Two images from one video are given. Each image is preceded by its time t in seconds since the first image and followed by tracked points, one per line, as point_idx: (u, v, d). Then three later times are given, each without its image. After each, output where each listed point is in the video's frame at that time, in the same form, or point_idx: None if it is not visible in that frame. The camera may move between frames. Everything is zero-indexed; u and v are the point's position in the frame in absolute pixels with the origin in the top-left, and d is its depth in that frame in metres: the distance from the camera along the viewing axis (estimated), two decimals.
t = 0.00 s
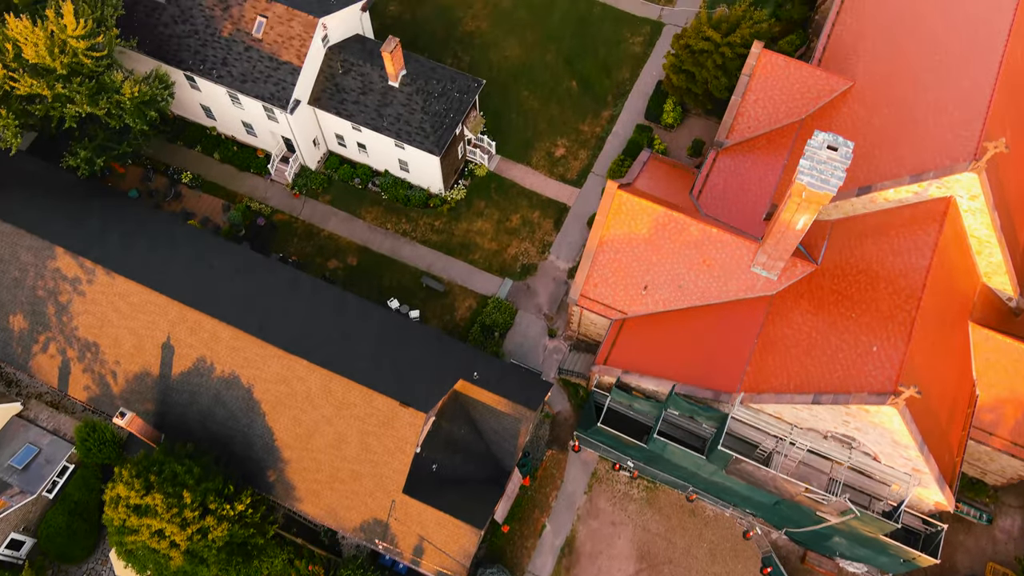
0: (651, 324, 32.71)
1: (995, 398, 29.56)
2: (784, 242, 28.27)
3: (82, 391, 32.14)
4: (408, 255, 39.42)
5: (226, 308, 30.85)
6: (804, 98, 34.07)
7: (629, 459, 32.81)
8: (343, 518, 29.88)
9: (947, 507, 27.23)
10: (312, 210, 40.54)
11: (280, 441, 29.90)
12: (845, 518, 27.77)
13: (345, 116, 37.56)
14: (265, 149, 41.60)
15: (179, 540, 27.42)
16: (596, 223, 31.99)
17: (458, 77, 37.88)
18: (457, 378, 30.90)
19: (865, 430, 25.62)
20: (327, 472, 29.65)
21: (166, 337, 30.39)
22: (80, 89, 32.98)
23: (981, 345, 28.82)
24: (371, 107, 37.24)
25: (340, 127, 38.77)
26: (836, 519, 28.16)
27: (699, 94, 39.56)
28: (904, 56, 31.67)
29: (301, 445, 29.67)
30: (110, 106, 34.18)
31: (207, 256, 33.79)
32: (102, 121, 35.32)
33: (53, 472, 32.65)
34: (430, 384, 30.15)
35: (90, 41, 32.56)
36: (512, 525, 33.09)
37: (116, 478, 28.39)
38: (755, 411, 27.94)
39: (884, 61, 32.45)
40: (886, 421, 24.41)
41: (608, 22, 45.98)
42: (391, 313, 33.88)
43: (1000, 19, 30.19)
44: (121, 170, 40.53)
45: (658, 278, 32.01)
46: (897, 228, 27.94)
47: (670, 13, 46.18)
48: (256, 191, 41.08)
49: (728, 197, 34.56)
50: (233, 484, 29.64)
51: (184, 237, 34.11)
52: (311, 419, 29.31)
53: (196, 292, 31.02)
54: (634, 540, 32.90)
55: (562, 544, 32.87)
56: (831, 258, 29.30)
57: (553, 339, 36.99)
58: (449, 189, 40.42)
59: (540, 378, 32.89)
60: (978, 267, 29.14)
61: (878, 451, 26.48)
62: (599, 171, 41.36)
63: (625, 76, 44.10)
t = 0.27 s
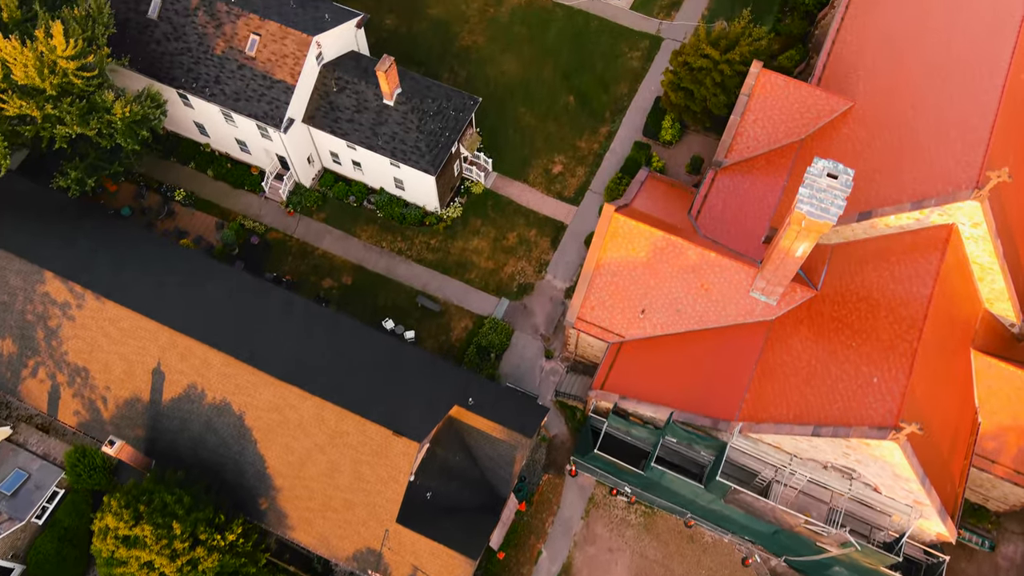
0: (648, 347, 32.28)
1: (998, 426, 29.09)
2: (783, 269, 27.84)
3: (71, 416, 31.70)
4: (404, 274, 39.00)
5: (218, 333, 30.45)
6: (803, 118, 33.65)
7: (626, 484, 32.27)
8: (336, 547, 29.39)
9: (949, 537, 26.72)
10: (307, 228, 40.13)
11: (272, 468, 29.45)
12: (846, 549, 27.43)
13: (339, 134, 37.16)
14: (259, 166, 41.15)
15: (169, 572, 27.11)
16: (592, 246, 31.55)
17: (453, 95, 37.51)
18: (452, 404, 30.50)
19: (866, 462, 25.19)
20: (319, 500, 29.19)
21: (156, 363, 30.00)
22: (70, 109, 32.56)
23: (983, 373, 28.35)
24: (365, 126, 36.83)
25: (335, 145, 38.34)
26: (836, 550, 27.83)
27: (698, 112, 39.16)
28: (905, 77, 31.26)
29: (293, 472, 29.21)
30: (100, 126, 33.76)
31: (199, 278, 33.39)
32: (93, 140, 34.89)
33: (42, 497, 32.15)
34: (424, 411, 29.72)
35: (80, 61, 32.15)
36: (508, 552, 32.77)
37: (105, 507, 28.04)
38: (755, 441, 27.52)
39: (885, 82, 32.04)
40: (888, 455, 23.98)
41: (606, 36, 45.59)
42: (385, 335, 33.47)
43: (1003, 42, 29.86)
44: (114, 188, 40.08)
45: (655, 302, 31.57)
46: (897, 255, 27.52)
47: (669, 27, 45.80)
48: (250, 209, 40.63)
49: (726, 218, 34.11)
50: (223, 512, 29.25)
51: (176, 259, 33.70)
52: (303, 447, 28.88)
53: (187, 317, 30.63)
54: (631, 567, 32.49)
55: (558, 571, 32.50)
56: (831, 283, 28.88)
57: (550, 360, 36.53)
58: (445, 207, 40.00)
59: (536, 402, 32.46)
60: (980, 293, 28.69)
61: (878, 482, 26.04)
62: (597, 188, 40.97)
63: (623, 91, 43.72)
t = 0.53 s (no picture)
0: (646, 372, 31.80)
1: (1001, 455, 28.60)
2: (783, 296, 27.39)
3: (61, 442, 31.21)
4: (399, 294, 38.56)
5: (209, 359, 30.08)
6: (802, 139, 33.27)
7: (624, 510, 31.48)
8: None
9: (952, 570, 26.01)
10: (301, 246, 39.72)
11: (263, 497, 28.96)
12: None
13: (334, 153, 36.75)
14: (253, 184, 40.70)
15: None
16: (589, 269, 31.12)
17: (449, 113, 37.16)
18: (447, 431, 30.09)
19: (866, 495, 24.73)
20: (312, 529, 28.68)
21: (147, 390, 29.62)
22: (59, 130, 32.22)
23: (985, 401, 27.85)
24: (360, 145, 36.42)
25: (329, 163, 37.94)
26: None
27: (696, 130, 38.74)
28: (906, 99, 30.88)
29: (285, 501, 28.71)
30: (91, 147, 33.39)
31: (190, 300, 32.99)
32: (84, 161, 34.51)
33: (31, 523, 31.89)
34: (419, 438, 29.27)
35: (70, 81, 31.78)
36: None
37: (94, 537, 27.77)
38: (755, 471, 27.10)
39: (885, 104, 31.64)
40: (888, 489, 23.52)
41: (604, 50, 45.15)
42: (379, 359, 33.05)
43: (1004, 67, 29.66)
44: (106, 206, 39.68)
45: (653, 326, 31.12)
46: (899, 282, 27.06)
47: (667, 41, 45.38)
48: (243, 227, 40.21)
49: (725, 239, 33.67)
50: (214, 542, 28.77)
51: (167, 281, 33.29)
52: (295, 475, 28.43)
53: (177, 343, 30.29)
54: None
55: None
56: (831, 310, 28.46)
57: (546, 382, 36.07)
58: (441, 225, 39.56)
59: (532, 427, 32.03)
60: (982, 320, 28.19)
61: (879, 515, 25.57)
62: (594, 206, 40.56)
63: (621, 107, 43.33)
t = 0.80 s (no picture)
0: (644, 398, 31.34)
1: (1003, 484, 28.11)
2: (782, 324, 26.91)
3: (49, 469, 30.67)
4: (394, 314, 38.10)
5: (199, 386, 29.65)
6: (802, 160, 32.87)
7: (621, 538, 31.12)
8: None
9: None
10: (295, 265, 39.26)
11: (254, 526, 28.36)
12: None
13: (328, 172, 36.34)
14: (246, 202, 40.24)
15: None
16: (585, 294, 30.68)
17: (445, 133, 36.81)
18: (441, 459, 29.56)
19: (867, 530, 24.29)
20: (303, 560, 27.97)
21: (136, 417, 29.17)
22: (49, 151, 31.74)
23: (987, 430, 27.43)
24: (354, 164, 35.98)
25: (324, 182, 37.52)
26: None
27: (695, 148, 38.33)
28: (907, 122, 30.50)
29: (276, 531, 28.10)
30: (81, 168, 32.94)
31: (182, 323, 32.52)
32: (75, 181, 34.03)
33: (19, 552, 31.74)
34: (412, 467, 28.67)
35: (60, 102, 31.34)
36: None
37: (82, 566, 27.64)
38: (754, 502, 26.70)
39: (886, 126, 31.23)
40: (889, 526, 23.07)
41: (602, 65, 44.74)
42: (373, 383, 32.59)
43: (1006, 91, 29.24)
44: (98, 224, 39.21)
45: (650, 351, 30.67)
46: (900, 311, 26.63)
47: (666, 56, 44.98)
48: (237, 245, 39.74)
49: (723, 261, 33.23)
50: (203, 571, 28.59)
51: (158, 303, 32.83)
52: (287, 505, 27.88)
53: (168, 369, 29.86)
54: None
55: None
56: (831, 337, 28.05)
57: (543, 405, 35.64)
58: (437, 244, 39.13)
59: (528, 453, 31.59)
60: (984, 347, 27.73)
61: (881, 550, 25.12)
62: (592, 224, 40.12)
63: (619, 123, 42.89)
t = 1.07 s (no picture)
0: (641, 425, 30.87)
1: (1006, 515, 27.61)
2: (781, 353, 26.41)
3: (38, 497, 30.15)
4: (389, 335, 37.65)
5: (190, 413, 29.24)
6: (801, 183, 32.48)
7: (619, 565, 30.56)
8: None
9: None
10: (289, 284, 38.82)
11: (245, 557, 27.80)
12: None
13: (322, 192, 35.93)
14: (240, 220, 39.79)
15: None
16: (582, 319, 30.23)
17: (440, 152, 36.41)
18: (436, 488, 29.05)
19: (867, 567, 23.84)
20: None
21: (125, 446, 28.73)
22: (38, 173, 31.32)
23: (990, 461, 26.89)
24: (349, 184, 35.55)
25: (318, 202, 37.11)
26: None
27: (693, 167, 37.93)
28: (908, 145, 30.10)
29: (267, 562, 27.53)
30: (71, 190, 32.52)
31: (173, 347, 32.07)
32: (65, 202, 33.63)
33: None
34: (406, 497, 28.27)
35: (49, 124, 30.95)
36: None
37: None
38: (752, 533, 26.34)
39: (887, 149, 30.83)
40: (891, 564, 22.59)
41: (600, 81, 44.40)
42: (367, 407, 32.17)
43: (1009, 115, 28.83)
44: (90, 244, 38.81)
45: (648, 377, 30.22)
46: (901, 341, 26.19)
47: (664, 71, 44.63)
48: (230, 264, 39.32)
49: (721, 284, 32.77)
50: None
51: (149, 327, 32.40)
52: (278, 536, 27.34)
53: (158, 396, 29.47)
54: None
55: None
56: (831, 366, 27.65)
57: (539, 428, 35.20)
58: (432, 263, 38.70)
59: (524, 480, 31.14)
60: (987, 376, 27.19)
61: None
62: (589, 242, 39.70)
63: (617, 140, 42.53)
